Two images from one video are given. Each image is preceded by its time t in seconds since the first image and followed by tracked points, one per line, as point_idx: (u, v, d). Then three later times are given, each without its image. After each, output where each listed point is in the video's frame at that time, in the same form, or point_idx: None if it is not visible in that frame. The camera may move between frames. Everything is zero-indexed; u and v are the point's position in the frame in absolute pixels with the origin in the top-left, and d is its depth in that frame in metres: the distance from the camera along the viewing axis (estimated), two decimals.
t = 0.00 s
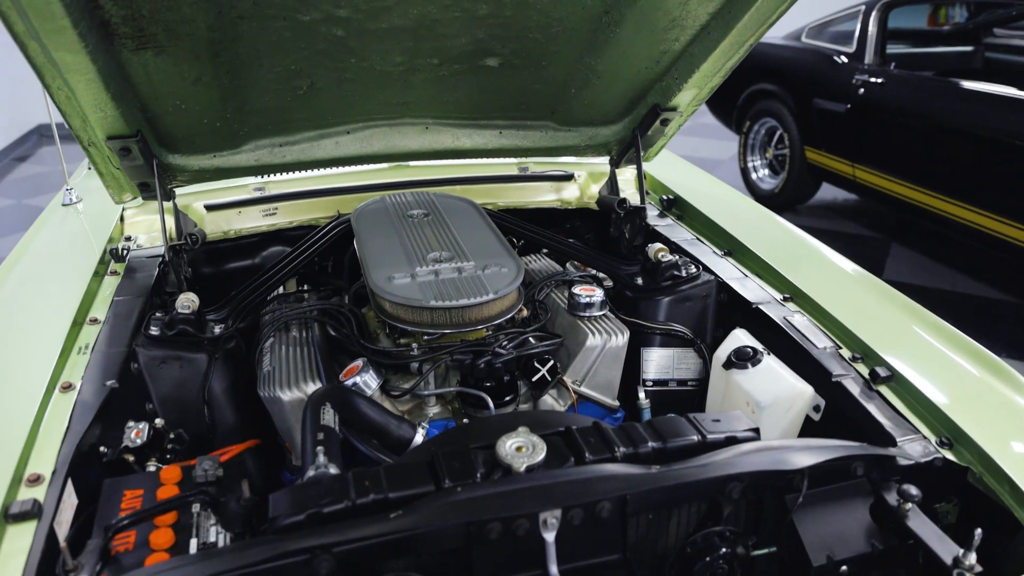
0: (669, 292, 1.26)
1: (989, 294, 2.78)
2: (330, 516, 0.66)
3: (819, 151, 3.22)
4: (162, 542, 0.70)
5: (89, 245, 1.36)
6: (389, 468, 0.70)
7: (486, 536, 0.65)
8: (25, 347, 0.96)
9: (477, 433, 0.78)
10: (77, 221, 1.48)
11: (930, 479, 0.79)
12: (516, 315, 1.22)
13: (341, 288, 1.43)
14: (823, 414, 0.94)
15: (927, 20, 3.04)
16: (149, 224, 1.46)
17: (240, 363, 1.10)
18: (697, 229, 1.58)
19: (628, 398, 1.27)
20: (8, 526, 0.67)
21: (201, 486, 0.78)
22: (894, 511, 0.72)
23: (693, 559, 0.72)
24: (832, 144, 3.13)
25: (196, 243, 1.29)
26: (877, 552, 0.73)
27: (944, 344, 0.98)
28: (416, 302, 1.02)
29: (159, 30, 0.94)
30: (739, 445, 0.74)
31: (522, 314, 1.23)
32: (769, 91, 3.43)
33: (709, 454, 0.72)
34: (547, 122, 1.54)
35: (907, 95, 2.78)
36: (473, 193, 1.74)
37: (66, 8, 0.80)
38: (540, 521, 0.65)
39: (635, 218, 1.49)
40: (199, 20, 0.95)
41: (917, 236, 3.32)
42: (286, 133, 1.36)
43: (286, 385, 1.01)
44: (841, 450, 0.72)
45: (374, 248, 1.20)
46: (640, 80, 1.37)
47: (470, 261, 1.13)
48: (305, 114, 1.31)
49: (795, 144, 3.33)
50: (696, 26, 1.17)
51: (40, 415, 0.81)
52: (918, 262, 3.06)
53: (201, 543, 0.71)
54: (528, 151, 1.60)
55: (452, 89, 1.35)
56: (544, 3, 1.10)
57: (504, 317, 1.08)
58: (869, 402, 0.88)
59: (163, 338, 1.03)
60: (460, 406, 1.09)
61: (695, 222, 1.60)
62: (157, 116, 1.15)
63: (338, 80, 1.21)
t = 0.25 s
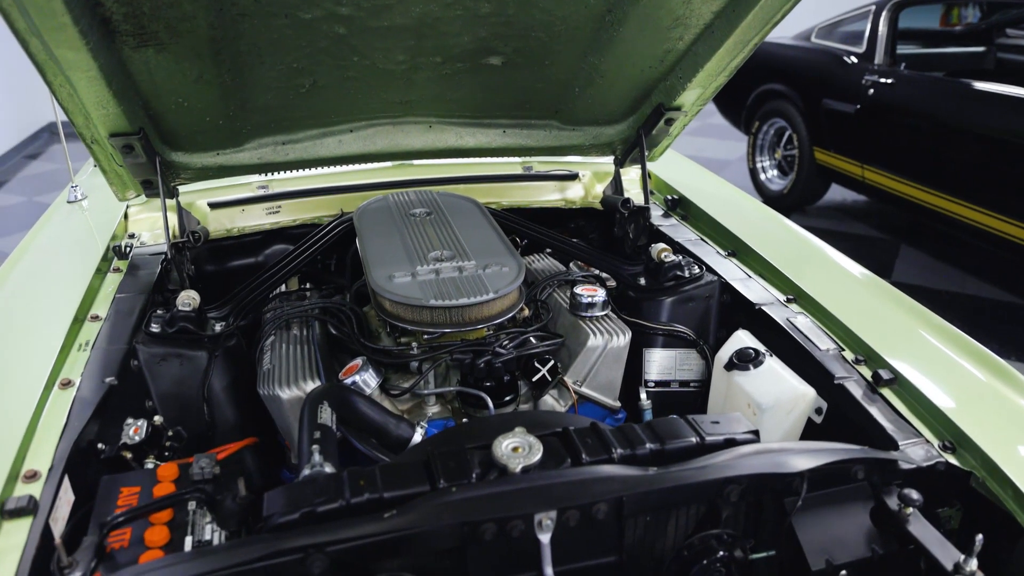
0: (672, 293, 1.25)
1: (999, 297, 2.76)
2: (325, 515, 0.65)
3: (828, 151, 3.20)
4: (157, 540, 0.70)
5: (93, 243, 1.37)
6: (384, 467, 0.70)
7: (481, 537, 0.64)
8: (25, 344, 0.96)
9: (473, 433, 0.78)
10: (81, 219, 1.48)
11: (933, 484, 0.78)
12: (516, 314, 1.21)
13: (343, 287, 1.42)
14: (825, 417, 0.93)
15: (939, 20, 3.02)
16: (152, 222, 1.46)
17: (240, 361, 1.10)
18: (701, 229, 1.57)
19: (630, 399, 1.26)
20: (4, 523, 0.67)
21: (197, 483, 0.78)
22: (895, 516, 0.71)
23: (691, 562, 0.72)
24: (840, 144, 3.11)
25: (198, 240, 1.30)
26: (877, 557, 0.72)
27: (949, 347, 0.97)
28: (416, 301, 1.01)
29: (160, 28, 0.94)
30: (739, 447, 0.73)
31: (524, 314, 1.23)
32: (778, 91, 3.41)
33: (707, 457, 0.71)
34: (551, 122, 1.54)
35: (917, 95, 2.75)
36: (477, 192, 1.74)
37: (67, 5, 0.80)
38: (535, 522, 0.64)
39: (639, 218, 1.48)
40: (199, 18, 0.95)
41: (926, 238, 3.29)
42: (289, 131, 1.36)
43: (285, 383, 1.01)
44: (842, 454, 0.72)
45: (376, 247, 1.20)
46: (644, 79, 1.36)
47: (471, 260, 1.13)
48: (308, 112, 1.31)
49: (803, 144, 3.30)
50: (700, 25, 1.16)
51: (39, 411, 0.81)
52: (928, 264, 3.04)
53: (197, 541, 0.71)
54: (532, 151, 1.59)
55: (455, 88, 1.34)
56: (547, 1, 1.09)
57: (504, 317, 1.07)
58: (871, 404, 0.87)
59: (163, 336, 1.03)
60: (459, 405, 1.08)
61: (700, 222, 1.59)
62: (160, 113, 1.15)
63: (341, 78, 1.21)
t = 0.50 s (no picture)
0: (675, 294, 1.24)
1: (1010, 300, 2.72)
2: (318, 514, 0.65)
3: (837, 152, 3.18)
4: (152, 537, 0.70)
5: (97, 240, 1.38)
6: (379, 467, 0.69)
7: (474, 538, 0.64)
8: (27, 341, 0.97)
9: (470, 433, 0.77)
10: (86, 216, 1.49)
11: (935, 489, 0.77)
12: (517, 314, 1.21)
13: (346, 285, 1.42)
14: (826, 420, 0.92)
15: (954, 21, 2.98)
16: (156, 220, 1.46)
17: (241, 358, 1.10)
18: (706, 229, 1.56)
19: (631, 400, 1.25)
20: None
21: (194, 481, 0.77)
22: (895, 520, 0.70)
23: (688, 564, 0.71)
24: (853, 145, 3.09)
25: (201, 239, 1.31)
26: (876, 562, 0.71)
27: (954, 351, 0.96)
28: (415, 301, 1.01)
29: (162, 26, 0.94)
30: (737, 450, 0.72)
31: (525, 314, 1.22)
32: (788, 91, 3.39)
33: (704, 459, 0.71)
34: (555, 121, 1.53)
35: (927, 96, 2.73)
36: (481, 191, 1.74)
37: (68, 2, 0.80)
38: (529, 524, 0.64)
39: (643, 218, 1.47)
40: (201, 16, 0.95)
41: (936, 240, 3.25)
42: (292, 129, 1.36)
43: (284, 381, 1.01)
44: (841, 458, 0.71)
45: (377, 246, 1.20)
46: (649, 79, 1.35)
47: (472, 259, 1.12)
48: (311, 111, 1.31)
49: (813, 145, 3.28)
50: (704, 24, 1.16)
51: (38, 407, 0.82)
52: (938, 266, 3.01)
53: (192, 539, 0.71)
54: (536, 150, 1.58)
55: (459, 87, 1.34)
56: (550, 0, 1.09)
57: (505, 316, 1.07)
58: (873, 408, 0.86)
59: (164, 333, 1.03)
60: (459, 405, 1.08)
61: (705, 223, 1.58)
62: (163, 111, 1.15)
63: (343, 77, 1.21)
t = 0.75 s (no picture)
0: (677, 295, 1.23)
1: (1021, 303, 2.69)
2: (311, 514, 0.65)
3: (848, 152, 3.16)
4: (146, 535, 0.70)
5: (101, 237, 1.39)
6: (372, 466, 0.69)
7: (466, 538, 0.63)
8: (29, 338, 0.97)
9: (465, 433, 0.77)
10: (91, 214, 1.51)
11: (935, 494, 0.76)
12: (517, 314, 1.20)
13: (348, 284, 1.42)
14: (826, 423, 0.91)
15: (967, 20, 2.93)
16: (161, 218, 1.46)
17: (241, 356, 1.11)
18: (709, 230, 1.55)
19: (632, 401, 1.25)
20: None
21: (190, 479, 0.77)
22: (893, 526, 0.70)
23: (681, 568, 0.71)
24: (863, 145, 3.07)
25: (203, 236, 1.30)
26: (873, 568, 0.71)
27: (959, 356, 0.95)
28: (414, 300, 1.01)
29: (162, 25, 0.94)
30: (734, 453, 0.72)
31: (526, 314, 1.22)
32: (798, 92, 3.37)
33: (700, 463, 0.70)
34: (559, 121, 1.53)
35: (938, 96, 2.70)
36: (485, 191, 1.73)
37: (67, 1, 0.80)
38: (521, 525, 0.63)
39: (646, 219, 1.46)
40: (201, 15, 0.95)
41: (946, 242, 3.22)
42: (295, 128, 1.36)
43: (283, 380, 1.01)
44: (839, 462, 0.70)
45: (378, 245, 1.20)
46: (652, 79, 1.34)
47: (472, 259, 1.12)
48: (313, 110, 1.31)
49: (824, 145, 3.26)
50: (708, 24, 1.15)
51: (37, 404, 0.82)
52: (948, 269, 2.98)
53: (185, 537, 0.71)
54: (539, 150, 1.58)
55: (462, 86, 1.34)
56: None
57: (504, 317, 1.07)
58: (874, 411, 0.85)
59: (165, 331, 1.04)
60: (458, 405, 1.08)
61: (709, 223, 1.57)
62: (165, 110, 1.16)
63: (346, 76, 1.21)
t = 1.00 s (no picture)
0: (678, 296, 1.23)
1: None
2: (303, 514, 0.65)
3: (859, 154, 3.14)
4: (139, 533, 0.70)
5: (104, 235, 1.40)
6: (365, 467, 0.69)
7: (457, 540, 0.63)
8: (30, 336, 0.98)
9: (459, 434, 0.77)
10: (96, 212, 1.52)
11: (933, 501, 0.75)
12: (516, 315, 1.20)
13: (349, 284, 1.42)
14: (825, 428, 0.91)
15: (983, 21, 2.90)
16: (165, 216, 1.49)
17: (241, 355, 1.11)
18: (712, 232, 1.54)
19: (632, 403, 1.24)
20: None
21: (185, 478, 0.78)
22: (889, 533, 0.69)
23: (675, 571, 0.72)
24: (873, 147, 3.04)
25: (206, 235, 1.28)
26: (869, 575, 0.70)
27: (961, 361, 0.94)
28: (412, 301, 1.01)
29: (163, 24, 0.95)
30: (728, 457, 0.71)
31: (525, 314, 1.22)
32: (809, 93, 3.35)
33: (694, 467, 0.70)
34: (562, 121, 1.52)
35: (949, 98, 2.68)
36: (488, 191, 1.73)
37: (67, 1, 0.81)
38: (512, 528, 0.63)
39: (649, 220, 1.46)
40: (201, 15, 0.96)
41: (956, 244, 3.19)
42: (297, 128, 1.37)
43: (280, 379, 1.02)
44: (837, 467, 0.69)
45: (378, 245, 1.20)
46: (655, 79, 1.33)
47: (472, 259, 1.12)
48: (315, 109, 1.31)
49: (835, 146, 3.23)
50: (710, 24, 1.14)
51: (35, 401, 0.83)
52: (958, 271, 2.95)
53: (179, 535, 0.71)
54: (542, 150, 1.57)
55: (464, 86, 1.33)
56: None
57: (503, 317, 1.06)
58: (873, 416, 0.84)
59: (165, 329, 1.04)
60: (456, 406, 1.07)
61: (712, 225, 1.56)
62: (167, 108, 1.16)
63: (348, 76, 1.21)
